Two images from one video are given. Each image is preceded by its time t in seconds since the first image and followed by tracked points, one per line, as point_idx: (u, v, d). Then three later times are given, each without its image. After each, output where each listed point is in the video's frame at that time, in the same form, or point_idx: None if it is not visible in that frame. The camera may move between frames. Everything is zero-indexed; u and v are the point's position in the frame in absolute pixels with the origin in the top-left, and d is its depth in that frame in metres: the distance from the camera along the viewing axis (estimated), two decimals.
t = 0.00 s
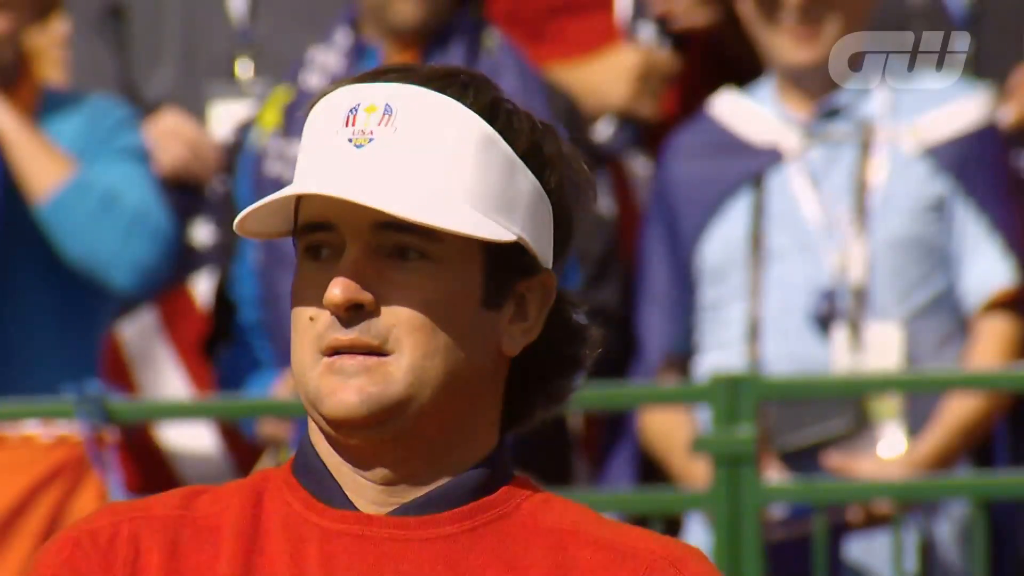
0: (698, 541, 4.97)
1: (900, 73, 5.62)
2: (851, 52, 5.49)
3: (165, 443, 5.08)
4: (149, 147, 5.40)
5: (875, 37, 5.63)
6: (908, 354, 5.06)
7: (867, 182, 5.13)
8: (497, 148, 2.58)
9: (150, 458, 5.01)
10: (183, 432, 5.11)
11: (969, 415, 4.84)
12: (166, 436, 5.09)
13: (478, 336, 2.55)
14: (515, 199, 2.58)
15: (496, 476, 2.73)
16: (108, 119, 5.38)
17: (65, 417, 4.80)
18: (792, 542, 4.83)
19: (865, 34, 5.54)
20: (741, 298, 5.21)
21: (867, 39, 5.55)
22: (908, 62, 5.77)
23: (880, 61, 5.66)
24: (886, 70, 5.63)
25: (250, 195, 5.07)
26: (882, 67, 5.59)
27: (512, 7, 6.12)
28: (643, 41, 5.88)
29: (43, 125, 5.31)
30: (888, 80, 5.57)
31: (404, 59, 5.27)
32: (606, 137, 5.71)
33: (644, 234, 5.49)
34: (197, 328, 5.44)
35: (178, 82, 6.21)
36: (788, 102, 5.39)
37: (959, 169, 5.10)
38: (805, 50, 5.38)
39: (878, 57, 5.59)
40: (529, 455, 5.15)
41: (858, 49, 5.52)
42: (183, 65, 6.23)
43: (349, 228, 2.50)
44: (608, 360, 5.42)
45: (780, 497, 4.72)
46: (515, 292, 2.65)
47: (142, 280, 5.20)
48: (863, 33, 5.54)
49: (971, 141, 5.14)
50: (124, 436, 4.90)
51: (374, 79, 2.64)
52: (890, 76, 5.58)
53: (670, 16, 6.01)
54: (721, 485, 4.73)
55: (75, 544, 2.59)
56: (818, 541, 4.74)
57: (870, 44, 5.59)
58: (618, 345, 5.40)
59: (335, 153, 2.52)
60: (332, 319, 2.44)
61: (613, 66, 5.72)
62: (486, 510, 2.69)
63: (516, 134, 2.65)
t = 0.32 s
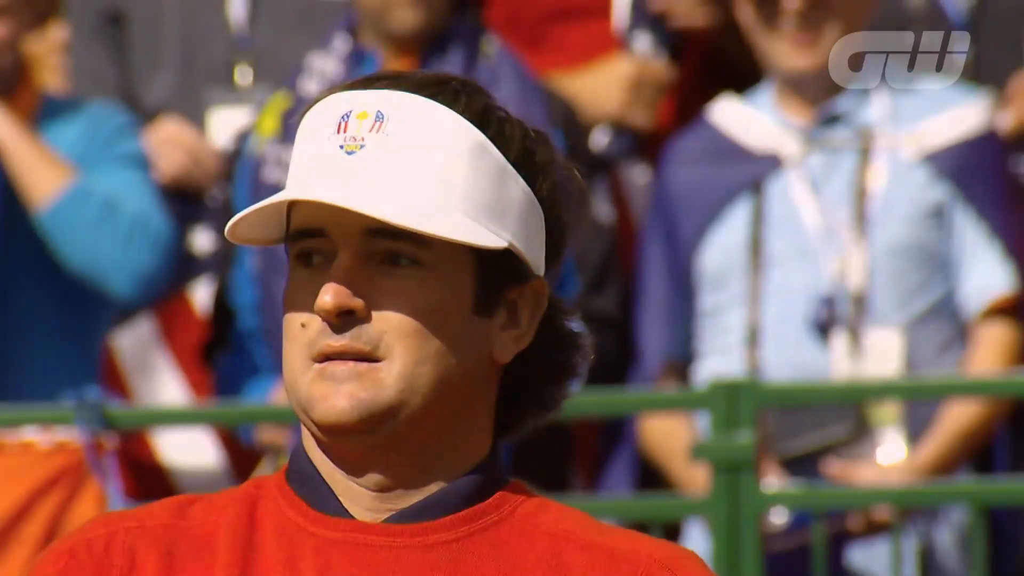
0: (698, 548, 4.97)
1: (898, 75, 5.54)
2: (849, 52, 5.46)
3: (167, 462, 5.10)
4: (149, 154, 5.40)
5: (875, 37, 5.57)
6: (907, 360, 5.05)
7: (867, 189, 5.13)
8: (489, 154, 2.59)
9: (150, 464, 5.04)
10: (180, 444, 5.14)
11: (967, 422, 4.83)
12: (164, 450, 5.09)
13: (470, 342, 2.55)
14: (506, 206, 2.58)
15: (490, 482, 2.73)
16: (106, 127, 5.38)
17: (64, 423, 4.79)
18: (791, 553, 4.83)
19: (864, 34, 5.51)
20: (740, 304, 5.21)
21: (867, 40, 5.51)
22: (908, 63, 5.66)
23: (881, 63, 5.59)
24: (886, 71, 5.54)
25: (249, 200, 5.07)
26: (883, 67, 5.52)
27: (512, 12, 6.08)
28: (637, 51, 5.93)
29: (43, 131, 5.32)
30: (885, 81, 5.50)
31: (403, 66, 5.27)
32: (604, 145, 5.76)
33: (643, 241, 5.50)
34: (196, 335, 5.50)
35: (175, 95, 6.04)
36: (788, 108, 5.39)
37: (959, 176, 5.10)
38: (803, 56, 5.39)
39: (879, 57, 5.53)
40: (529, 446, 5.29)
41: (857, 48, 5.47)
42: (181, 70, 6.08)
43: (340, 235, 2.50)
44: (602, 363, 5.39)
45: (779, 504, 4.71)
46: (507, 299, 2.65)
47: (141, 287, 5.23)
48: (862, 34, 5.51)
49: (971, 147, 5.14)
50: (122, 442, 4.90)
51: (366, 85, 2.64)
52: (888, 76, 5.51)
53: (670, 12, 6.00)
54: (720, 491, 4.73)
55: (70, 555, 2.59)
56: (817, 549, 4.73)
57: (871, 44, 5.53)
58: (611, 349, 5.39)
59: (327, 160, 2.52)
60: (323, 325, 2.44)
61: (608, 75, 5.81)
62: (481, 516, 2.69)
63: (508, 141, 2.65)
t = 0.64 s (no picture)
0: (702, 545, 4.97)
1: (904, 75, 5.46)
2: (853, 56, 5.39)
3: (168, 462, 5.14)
4: (153, 153, 5.40)
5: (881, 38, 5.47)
6: (911, 359, 5.03)
7: (870, 187, 5.13)
8: (485, 154, 2.59)
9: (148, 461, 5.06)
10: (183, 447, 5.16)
11: (971, 420, 4.83)
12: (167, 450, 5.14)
13: (466, 341, 2.55)
14: (502, 205, 2.58)
15: (488, 481, 2.73)
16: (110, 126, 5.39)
17: (67, 422, 4.82)
18: (796, 555, 4.81)
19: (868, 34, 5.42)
20: (745, 303, 5.21)
21: (872, 42, 5.42)
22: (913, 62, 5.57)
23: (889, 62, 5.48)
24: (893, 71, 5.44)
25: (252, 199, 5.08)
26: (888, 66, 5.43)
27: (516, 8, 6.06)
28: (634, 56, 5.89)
29: (46, 131, 5.33)
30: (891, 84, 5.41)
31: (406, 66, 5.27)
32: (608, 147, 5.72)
33: (647, 240, 5.51)
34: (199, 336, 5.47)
35: (180, 91, 6.05)
36: (792, 108, 5.40)
37: (962, 174, 5.10)
38: (808, 54, 5.39)
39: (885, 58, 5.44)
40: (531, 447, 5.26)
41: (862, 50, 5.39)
42: (184, 71, 6.08)
43: (335, 234, 2.50)
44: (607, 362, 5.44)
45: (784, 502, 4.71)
46: (503, 299, 2.66)
47: (145, 286, 5.24)
48: (865, 36, 5.42)
49: (974, 145, 5.14)
50: (124, 442, 4.92)
51: (362, 85, 2.65)
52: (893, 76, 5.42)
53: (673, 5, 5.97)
54: (724, 489, 4.73)
55: (71, 559, 2.60)
56: (822, 550, 4.73)
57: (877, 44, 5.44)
58: (613, 346, 5.44)
59: (322, 159, 2.53)
60: (319, 324, 2.45)
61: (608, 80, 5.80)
62: (480, 515, 2.69)
63: (505, 141, 2.66)
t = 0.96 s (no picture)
0: (712, 542, 4.97)
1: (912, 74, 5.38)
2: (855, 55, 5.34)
3: (179, 466, 5.12)
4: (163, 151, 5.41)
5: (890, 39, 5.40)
6: (921, 356, 5.04)
7: (880, 183, 5.13)
8: (485, 152, 2.59)
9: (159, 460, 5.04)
10: (192, 449, 5.18)
11: (981, 418, 4.82)
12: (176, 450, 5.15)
13: (466, 339, 2.56)
14: (502, 203, 2.59)
15: (491, 479, 2.74)
16: (120, 123, 5.40)
17: (77, 418, 4.75)
18: (805, 556, 4.81)
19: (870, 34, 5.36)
20: (755, 300, 5.20)
21: (874, 42, 5.35)
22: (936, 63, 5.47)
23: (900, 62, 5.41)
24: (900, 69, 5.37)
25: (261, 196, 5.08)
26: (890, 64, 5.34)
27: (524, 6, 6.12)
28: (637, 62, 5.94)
29: (56, 128, 5.33)
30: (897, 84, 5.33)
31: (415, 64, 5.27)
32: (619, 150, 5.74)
33: (658, 238, 5.50)
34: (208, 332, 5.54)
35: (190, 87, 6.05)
36: (802, 104, 5.39)
37: (973, 171, 5.09)
38: (818, 51, 5.37)
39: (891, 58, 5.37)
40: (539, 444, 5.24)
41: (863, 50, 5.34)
42: (194, 66, 6.08)
43: (335, 232, 2.51)
44: (616, 358, 5.47)
45: (795, 499, 4.71)
46: (504, 297, 2.66)
47: (156, 284, 5.26)
48: (868, 36, 5.37)
49: (984, 143, 5.13)
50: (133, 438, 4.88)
51: (361, 84, 2.65)
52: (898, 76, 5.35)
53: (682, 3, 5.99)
54: (733, 485, 4.72)
55: (77, 562, 2.60)
56: (831, 549, 4.72)
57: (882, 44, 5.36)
58: (624, 345, 5.47)
59: (322, 158, 2.53)
60: (319, 322, 2.46)
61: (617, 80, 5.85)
62: (484, 515, 2.70)
63: (505, 138, 2.66)
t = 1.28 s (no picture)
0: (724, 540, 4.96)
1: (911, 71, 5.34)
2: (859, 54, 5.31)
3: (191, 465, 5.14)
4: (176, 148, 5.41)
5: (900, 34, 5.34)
6: (934, 353, 5.01)
7: (893, 181, 5.12)
8: (487, 151, 2.59)
9: (170, 458, 5.07)
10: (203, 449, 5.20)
11: (993, 416, 4.82)
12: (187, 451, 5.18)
13: (469, 337, 2.57)
14: (505, 201, 2.59)
15: (498, 478, 2.74)
16: (134, 121, 5.39)
17: (89, 416, 4.78)
18: (816, 555, 4.79)
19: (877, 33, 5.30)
20: (768, 297, 5.20)
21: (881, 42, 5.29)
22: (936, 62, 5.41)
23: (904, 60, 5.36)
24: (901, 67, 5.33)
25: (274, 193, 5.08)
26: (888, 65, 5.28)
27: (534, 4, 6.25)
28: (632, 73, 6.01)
29: (68, 126, 5.31)
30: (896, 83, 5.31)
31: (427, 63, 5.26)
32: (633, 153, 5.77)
33: (671, 234, 5.53)
34: (219, 329, 5.65)
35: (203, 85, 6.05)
36: (815, 101, 5.39)
37: (985, 168, 5.09)
38: (833, 47, 5.33)
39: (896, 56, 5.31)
40: (548, 445, 5.20)
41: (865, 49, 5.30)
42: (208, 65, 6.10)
43: (338, 231, 2.52)
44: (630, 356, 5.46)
45: (810, 495, 4.69)
46: (508, 295, 2.66)
47: (168, 283, 5.24)
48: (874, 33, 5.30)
49: (997, 140, 5.12)
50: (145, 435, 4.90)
51: (364, 84, 2.66)
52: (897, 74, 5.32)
53: None
54: (746, 482, 4.71)
55: (86, 565, 2.62)
56: (845, 549, 4.72)
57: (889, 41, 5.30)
58: (638, 341, 5.47)
59: (325, 157, 2.54)
60: (321, 322, 2.47)
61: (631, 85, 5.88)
62: (492, 515, 2.70)
63: (507, 137, 2.66)
